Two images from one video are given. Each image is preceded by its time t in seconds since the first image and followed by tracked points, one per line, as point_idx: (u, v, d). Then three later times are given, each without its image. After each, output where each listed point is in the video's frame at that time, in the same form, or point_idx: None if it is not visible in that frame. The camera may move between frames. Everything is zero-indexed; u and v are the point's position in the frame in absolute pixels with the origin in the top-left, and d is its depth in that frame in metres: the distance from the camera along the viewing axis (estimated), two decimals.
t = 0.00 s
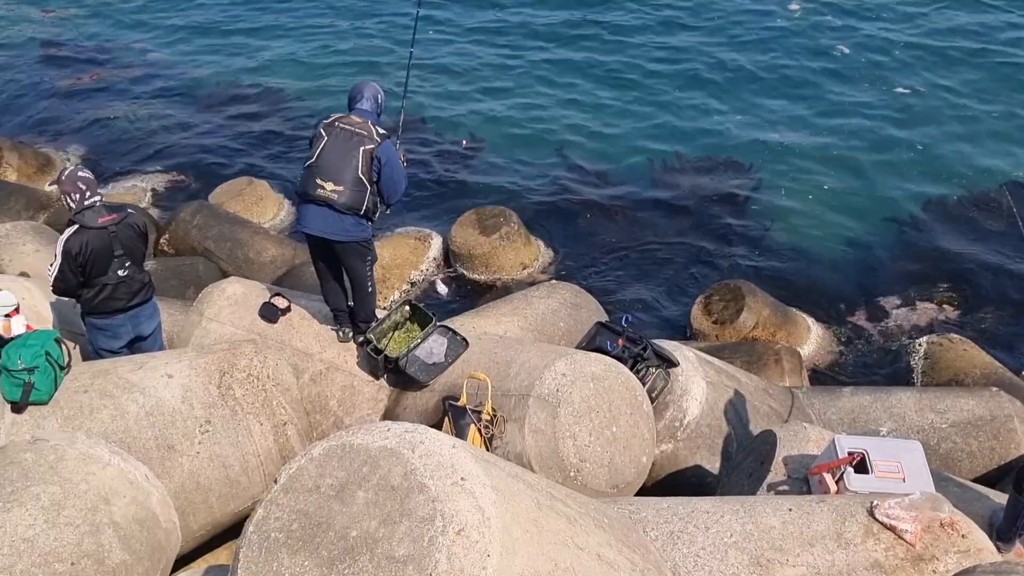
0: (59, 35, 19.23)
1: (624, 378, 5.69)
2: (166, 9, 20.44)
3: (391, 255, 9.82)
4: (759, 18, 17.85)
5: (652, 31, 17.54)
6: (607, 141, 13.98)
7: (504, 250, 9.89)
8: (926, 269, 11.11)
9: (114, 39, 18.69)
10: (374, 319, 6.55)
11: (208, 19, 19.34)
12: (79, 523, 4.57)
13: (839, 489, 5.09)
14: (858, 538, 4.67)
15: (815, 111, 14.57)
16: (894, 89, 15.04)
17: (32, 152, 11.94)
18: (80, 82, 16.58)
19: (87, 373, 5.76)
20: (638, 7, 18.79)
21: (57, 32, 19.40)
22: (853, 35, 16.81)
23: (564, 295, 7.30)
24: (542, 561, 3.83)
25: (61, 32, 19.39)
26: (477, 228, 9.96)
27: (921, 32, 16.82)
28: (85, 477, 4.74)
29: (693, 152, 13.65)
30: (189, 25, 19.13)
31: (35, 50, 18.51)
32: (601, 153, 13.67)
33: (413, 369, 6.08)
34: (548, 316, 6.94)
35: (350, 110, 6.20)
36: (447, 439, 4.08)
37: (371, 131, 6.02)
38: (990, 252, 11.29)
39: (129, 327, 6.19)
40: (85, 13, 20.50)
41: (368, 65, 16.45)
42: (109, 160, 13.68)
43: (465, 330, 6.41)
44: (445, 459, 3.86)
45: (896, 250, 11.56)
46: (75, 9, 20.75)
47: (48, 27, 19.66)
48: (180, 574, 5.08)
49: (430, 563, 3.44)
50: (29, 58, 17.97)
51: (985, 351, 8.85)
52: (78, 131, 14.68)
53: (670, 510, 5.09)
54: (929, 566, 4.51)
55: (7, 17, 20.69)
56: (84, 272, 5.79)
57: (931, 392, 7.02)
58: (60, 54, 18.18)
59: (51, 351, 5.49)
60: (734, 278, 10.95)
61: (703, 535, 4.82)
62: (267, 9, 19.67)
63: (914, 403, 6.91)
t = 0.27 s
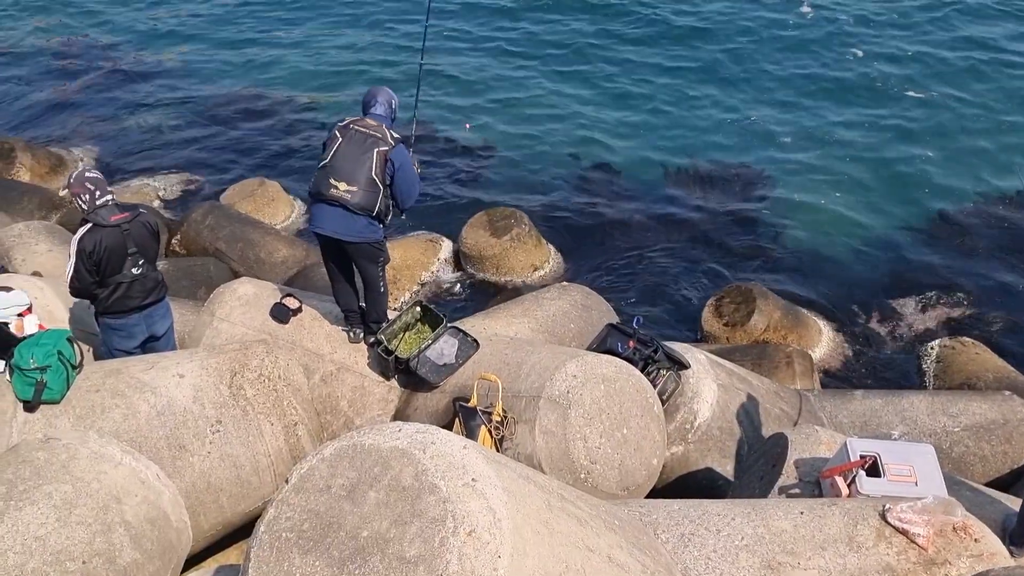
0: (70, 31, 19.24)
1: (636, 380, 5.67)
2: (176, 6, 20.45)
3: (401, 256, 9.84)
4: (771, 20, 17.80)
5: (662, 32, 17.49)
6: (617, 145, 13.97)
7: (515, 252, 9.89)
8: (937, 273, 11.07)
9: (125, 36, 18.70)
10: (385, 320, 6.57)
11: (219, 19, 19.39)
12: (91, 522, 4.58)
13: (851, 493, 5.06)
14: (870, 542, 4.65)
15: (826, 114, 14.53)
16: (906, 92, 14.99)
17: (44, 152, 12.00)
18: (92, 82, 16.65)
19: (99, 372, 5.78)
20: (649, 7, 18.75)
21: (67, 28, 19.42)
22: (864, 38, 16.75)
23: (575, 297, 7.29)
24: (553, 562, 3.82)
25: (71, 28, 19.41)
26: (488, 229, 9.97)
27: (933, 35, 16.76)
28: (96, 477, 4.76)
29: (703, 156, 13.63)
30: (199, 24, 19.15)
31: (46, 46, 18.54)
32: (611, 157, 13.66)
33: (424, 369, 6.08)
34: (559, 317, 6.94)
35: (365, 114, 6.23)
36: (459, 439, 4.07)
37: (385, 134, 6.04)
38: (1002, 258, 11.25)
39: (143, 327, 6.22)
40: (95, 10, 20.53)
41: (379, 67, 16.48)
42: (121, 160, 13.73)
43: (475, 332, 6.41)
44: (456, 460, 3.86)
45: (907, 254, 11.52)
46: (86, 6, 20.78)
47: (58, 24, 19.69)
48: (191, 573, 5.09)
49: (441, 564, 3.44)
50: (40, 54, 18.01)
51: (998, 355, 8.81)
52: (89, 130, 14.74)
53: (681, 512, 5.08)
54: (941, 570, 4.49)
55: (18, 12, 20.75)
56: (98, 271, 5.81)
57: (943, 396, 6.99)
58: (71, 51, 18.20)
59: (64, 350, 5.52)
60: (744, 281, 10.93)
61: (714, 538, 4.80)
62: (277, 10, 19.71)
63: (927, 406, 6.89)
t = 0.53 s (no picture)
0: (79, 35, 19.33)
1: (644, 381, 5.67)
2: (185, 9, 20.53)
3: (409, 256, 9.86)
4: (778, 20, 17.75)
5: (669, 33, 17.47)
6: (623, 147, 13.97)
7: (522, 252, 9.88)
8: (945, 277, 11.05)
9: (134, 39, 18.79)
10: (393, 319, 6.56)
11: (228, 20, 19.46)
12: (99, 520, 4.59)
13: (859, 495, 5.04)
14: (878, 544, 4.62)
15: (834, 115, 14.50)
16: (914, 94, 14.96)
17: (53, 152, 12.06)
18: (102, 84, 16.74)
19: (108, 371, 5.80)
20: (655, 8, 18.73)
21: (77, 32, 19.53)
22: (872, 40, 16.72)
23: (583, 298, 7.30)
24: (560, 563, 3.82)
25: (80, 31, 19.50)
26: (496, 230, 9.97)
27: (941, 36, 16.71)
28: (104, 475, 4.76)
29: (710, 157, 13.62)
30: (208, 27, 19.23)
31: (56, 50, 18.66)
32: (618, 159, 13.67)
33: (431, 369, 6.09)
34: (567, 318, 6.95)
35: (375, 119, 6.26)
36: (466, 440, 4.07)
37: (395, 138, 6.08)
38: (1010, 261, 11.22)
39: (153, 326, 6.24)
40: (104, 13, 20.63)
41: (386, 70, 16.52)
42: (130, 162, 13.80)
43: (483, 332, 6.42)
44: (464, 460, 3.86)
45: (915, 257, 11.50)
46: (95, 9, 20.87)
47: (68, 27, 19.79)
48: (198, 572, 5.09)
49: (448, 563, 3.44)
50: (50, 58, 18.12)
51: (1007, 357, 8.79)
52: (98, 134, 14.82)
53: (688, 513, 5.07)
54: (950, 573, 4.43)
55: (28, 15, 20.85)
56: (108, 270, 5.83)
57: (952, 398, 6.97)
58: (80, 54, 18.30)
59: (72, 349, 5.54)
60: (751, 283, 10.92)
61: (721, 539, 4.79)
62: (285, 12, 19.76)
63: (935, 408, 6.88)
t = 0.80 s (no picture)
0: (80, 30, 19.28)
1: (645, 381, 5.68)
2: (187, 4, 20.48)
3: (411, 256, 9.87)
4: (781, 20, 17.73)
5: (672, 32, 17.45)
6: (626, 147, 13.97)
7: (524, 253, 9.89)
8: (947, 279, 11.06)
9: (135, 36, 18.75)
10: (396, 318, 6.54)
11: (230, 18, 19.44)
12: (101, 519, 4.59)
13: (861, 495, 5.04)
14: (880, 544, 4.61)
15: (836, 116, 14.49)
16: (916, 95, 14.95)
17: (55, 150, 12.02)
18: (104, 83, 16.73)
19: (110, 370, 5.80)
20: (658, 7, 18.70)
21: (78, 27, 19.48)
22: (875, 40, 16.70)
23: (585, 298, 7.30)
24: (562, 562, 3.82)
25: (81, 26, 19.45)
26: (498, 230, 9.97)
27: (943, 38, 16.71)
28: (106, 474, 4.77)
29: (712, 157, 13.61)
30: (209, 24, 19.19)
31: (57, 46, 18.62)
32: (620, 159, 13.67)
33: (434, 369, 6.09)
34: (569, 318, 6.95)
35: (380, 120, 6.25)
36: (468, 439, 4.08)
37: (399, 140, 6.05)
38: (1012, 263, 11.22)
39: (155, 325, 6.26)
40: (105, 7, 20.56)
41: (388, 69, 16.51)
42: (132, 162, 13.80)
43: (485, 332, 6.42)
44: (466, 459, 3.86)
45: (917, 259, 11.50)
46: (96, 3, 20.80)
47: (69, 22, 19.73)
48: (200, 572, 5.09)
49: (450, 562, 3.44)
50: (51, 55, 18.10)
51: (1009, 359, 8.79)
52: (101, 133, 14.82)
53: (690, 513, 5.07)
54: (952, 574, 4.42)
55: (29, 10, 20.78)
56: (109, 269, 5.84)
57: (953, 399, 6.98)
58: (81, 50, 18.25)
59: (75, 348, 5.55)
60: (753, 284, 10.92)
61: (722, 539, 4.79)
62: (287, 8, 19.72)
63: (937, 409, 6.89)
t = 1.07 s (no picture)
0: (86, 31, 19.33)
1: (648, 381, 5.68)
2: (191, 5, 20.52)
3: (414, 257, 9.87)
4: (785, 21, 17.71)
5: (676, 33, 17.44)
6: (629, 148, 13.96)
7: (527, 253, 9.89)
8: (951, 281, 11.04)
9: (141, 37, 18.80)
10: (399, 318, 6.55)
11: (235, 19, 19.46)
12: (103, 518, 4.60)
13: (863, 497, 5.02)
14: (882, 546, 4.60)
15: (840, 117, 14.47)
16: (921, 97, 14.92)
17: (60, 150, 12.04)
18: (109, 84, 16.77)
19: (113, 369, 5.81)
20: (662, 8, 18.69)
21: (83, 27, 19.52)
22: (879, 41, 16.67)
23: (587, 298, 7.29)
24: (564, 562, 3.82)
25: (87, 27, 19.50)
26: (501, 230, 9.97)
27: (947, 39, 16.68)
28: (109, 473, 4.78)
29: (716, 158, 13.61)
30: (214, 24, 19.21)
31: (63, 47, 18.67)
32: (624, 160, 13.67)
33: (436, 369, 6.09)
34: (571, 319, 6.95)
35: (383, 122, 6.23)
36: (470, 439, 4.08)
37: (400, 142, 6.04)
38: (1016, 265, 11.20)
39: (159, 324, 6.27)
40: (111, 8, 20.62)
41: (392, 70, 16.52)
42: (137, 162, 13.84)
43: (487, 333, 6.42)
44: (468, 459, 3.86)
45: (921, 261, 11.49)
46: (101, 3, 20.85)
47: (75, 23, 19.79)
48: (202, 571, 5.09)
49: (452, 562, 3.44)
50: (57, 56, 18.16)
51: (1012, 361, 8.77)
52: (106, 133, 14.85)
53: (693, 514, 5.07)
54: None
55: (35, 10, 20.84)
56: (112, 268, 5.85)
57: (957, 401, 6.96)
58: (87, 51, 18.31)
59: (78, 347, 5.55)
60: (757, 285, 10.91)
61: (725, 540, 4.79)
62: (291, 9, 19.73)
63: (940, 411, 6.87)
